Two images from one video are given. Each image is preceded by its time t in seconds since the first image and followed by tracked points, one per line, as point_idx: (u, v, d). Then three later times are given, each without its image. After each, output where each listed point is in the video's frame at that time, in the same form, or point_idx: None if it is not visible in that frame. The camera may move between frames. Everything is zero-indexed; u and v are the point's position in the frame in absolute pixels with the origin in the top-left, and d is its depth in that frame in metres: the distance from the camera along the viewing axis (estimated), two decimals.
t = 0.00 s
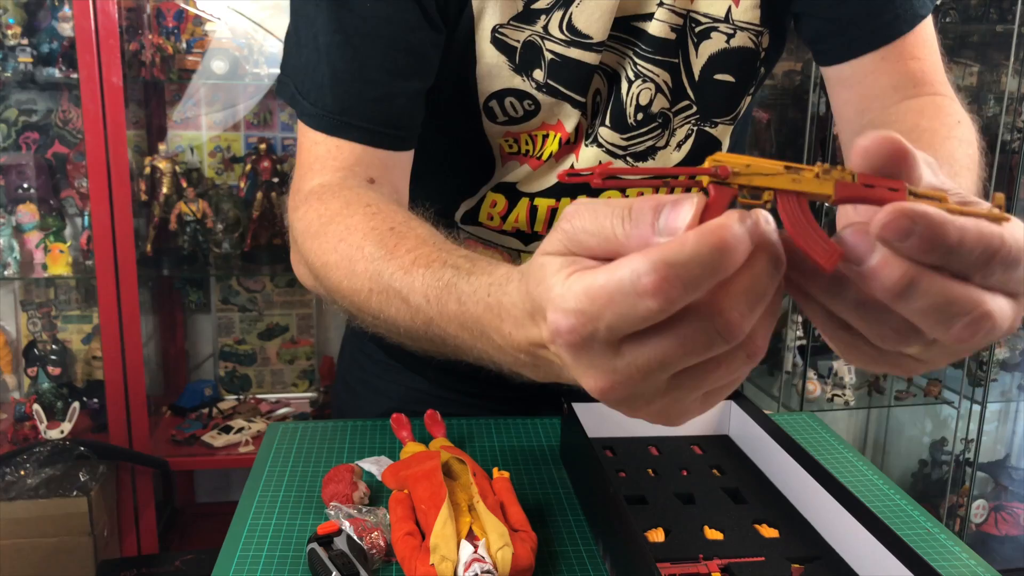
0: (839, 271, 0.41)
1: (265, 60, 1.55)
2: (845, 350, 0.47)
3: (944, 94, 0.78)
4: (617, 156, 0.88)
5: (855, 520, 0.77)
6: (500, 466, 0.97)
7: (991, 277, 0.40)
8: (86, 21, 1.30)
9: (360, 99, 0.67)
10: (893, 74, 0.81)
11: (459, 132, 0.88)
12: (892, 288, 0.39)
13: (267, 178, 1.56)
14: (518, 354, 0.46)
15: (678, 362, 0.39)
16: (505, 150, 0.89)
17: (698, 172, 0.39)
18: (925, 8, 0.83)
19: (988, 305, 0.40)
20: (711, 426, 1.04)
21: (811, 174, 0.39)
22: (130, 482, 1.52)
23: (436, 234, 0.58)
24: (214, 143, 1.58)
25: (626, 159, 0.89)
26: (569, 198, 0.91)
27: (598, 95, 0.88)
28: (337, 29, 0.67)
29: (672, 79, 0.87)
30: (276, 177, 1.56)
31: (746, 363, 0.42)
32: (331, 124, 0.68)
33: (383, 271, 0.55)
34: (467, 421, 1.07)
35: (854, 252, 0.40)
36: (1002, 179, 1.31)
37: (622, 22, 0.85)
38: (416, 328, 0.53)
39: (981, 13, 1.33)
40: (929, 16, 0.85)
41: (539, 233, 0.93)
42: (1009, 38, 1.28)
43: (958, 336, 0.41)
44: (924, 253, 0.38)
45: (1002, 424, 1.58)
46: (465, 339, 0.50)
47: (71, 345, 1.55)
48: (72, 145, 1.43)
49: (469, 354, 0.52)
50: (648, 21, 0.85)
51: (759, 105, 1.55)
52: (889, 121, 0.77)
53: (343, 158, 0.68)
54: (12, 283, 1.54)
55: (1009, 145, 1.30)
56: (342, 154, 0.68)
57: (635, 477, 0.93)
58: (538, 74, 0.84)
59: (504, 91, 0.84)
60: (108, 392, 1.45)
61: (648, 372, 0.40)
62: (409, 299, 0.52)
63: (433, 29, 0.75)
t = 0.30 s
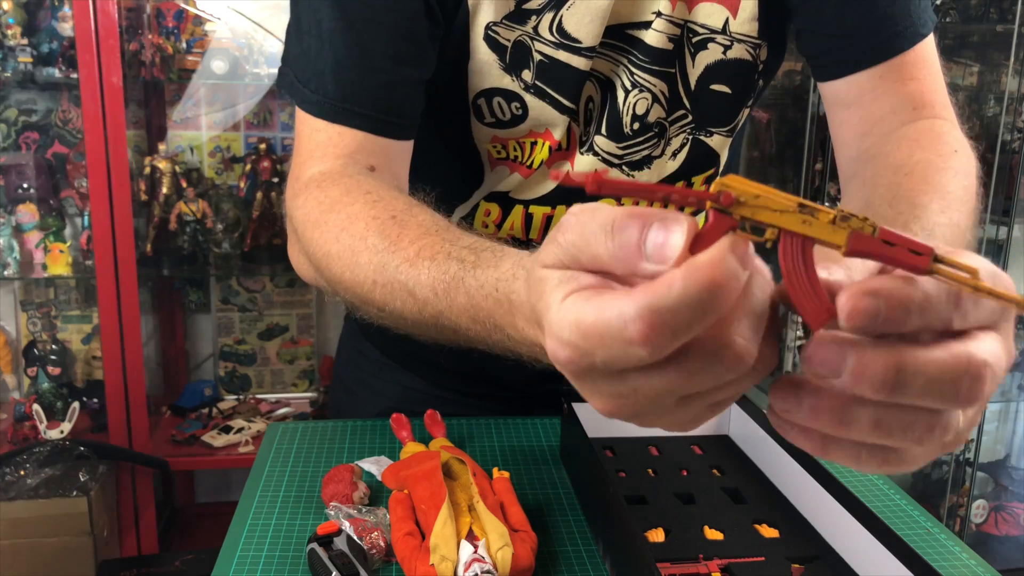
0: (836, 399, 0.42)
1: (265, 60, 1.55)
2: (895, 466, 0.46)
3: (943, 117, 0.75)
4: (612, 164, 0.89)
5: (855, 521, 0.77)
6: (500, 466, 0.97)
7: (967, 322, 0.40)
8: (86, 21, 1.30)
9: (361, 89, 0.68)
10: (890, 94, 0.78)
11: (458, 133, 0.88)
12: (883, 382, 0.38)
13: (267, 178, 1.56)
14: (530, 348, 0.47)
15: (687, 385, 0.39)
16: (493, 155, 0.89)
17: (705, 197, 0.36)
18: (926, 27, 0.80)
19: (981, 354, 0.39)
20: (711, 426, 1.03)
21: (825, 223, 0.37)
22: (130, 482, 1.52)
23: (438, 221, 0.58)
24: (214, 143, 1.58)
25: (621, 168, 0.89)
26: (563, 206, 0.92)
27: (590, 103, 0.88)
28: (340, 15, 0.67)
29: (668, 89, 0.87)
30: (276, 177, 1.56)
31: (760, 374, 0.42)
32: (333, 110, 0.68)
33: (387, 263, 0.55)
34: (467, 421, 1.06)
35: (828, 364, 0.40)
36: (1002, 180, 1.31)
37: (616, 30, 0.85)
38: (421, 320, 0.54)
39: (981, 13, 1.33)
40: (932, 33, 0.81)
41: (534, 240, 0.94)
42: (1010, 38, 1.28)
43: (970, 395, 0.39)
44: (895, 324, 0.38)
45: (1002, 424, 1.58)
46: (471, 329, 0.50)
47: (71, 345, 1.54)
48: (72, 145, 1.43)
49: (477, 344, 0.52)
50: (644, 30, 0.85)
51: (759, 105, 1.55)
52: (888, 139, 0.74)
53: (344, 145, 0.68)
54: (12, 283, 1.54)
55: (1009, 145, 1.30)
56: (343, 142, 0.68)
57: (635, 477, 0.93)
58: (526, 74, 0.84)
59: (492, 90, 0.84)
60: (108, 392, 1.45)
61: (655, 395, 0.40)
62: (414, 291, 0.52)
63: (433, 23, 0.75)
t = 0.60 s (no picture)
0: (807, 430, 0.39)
1: (265, 60, 1.55)
2: (869, 508, 0.44)
3: (939, 133, 0.74)
4: (608, 172, 0.88)
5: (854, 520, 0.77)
6: (500, 466, 0.97)
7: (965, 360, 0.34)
8: (86, 20, 1.30)
9: (359, 90, 0.68)
10: (883, 105, 0.78)
11: (457, 133, 0.88)
12: (849, 407, 0.35)
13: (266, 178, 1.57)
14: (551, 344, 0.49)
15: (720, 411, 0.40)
16: (486, 161, 0.89)
17: (704, 252, 0.35)
18: (922, 37, 0.80)
19: (963, 393, 0.34)
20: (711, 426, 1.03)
21: (827, 240, 0.35)
22: (130, 482, 1.52)
23: (439, 215, 0.58)
24: (214, 143, 1.58)
25: (617, 176, 0.89)
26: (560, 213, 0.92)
27: (585, 109, 0.88)
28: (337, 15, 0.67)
29: (664, 97, 0.87)
30: (275, 177, 1.57)
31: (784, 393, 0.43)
32: (330, 110, 0.68)
33: (395, 267, 0.54)
34: (466, 421, 1.06)
35: (804, 383, 0.35)
36: (1002, 180, 1.31)
37: (610, 37, 0.85)
38: (432, 319, 0.54)
39: (981, 13, 1.33)
40: (928, 43, 0.81)
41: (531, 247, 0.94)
42: (1010, 38, 1.28)
43: (941, 433, 0.35)
44: (872, 352, 0.34)
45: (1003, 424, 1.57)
46: (484, 323, 0.51)
47: (70, 345, 1.54)
48: (72, 145, 1.43)
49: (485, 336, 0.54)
50: (638, 36, 0.85)
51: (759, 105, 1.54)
52: (881, 159, 0.73)
53: (343, 146, 0.68)
54: (11, 283, 1.54)
55: (1009, 145, 1.30)
56: (342, 142, 0.68)
57: (635, 478, 0.92)
58: (519, 78, 0.84)
59: (485, 94, 0.84)
60: (108, 392, 1.44)
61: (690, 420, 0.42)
62: (424, 294, 0.53)
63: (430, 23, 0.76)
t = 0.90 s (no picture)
0: (813, 413, 0.43)
1: (264, 59, 1.54)
2: (865, 501, 0.47)
3: (938, 134, 0.72)
4: (608, 173, 0.88)
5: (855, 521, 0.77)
6: (500, 466, 0.96)
7: (975, 357, 0.40)
8: (85, 20, 1.29)
9: (351, 88, 0.67)
10: (881, 107, 0.77)
11: (456, 132, 0.87)
12: (853, 390, 0.39)
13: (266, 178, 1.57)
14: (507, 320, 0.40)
15: (567, 420, 0.40)
16: (485, 161, 0.89)
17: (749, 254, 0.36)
18: (923, 39, 0.79)
19: (967, 385, 0.40)
20: (711, 427, 1.03)
21: (887, 260, 0.37)
22: (129, 482, 1.51)
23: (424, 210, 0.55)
24: (214, 142, 1.57)
25: (617, 176, 0.88)
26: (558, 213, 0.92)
27: (584, 110, 0.87)
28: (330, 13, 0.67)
29: (664, 97, 0.87)
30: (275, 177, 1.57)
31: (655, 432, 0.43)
32: (318, 109, 0.68)
33: (364, 245, 0.47)
34: (465, 422, 1.06)
35: (805, 365, 0.40)
36: (1004, 180, 1.31)
37: (610, 37, 0.85)
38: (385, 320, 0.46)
39: (982, 13, 1.32)
40: (929, 43, 0.80)
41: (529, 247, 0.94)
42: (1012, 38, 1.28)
43: (946, 424, 0.40)
44: (889, 345, 0.38)
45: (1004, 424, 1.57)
46: (435, 323, 0.43)
47: (70, 345, 1.53)
48: (71, 145, 1.43)
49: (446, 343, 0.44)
50: (637, 36, 0.85)
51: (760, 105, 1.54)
52: (882, 160, 0.71)
53: (329, 142, 0.67)
54: (11, 283, 1.53)
55: (1011, 145, 1.29)
56: (329, 139, 0.67)
57: (635, 478, 0.92)
58: (517, 77, 0.83)
59: (483, 93, 0.84)
60: (107, 392, 1.44)
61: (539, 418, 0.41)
62: (389, 272, 0.44)
63: (423, 25, 0.75)
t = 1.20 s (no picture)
0: (816, 413, 0.42)
1: (263, 59, 1.55)
2: (882, 501, 0.46)
3: (946, 125, 0.72)
4: (606, 173, 0.88)
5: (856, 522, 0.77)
6: (500, 467, 0.96)
7: (976, 338, 0.40)
8: (85, 20, 1.29)
9: (341, 83, 0.69)
10: (888, 100, 0.76)
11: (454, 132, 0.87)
12: (852, 389, 0.39)
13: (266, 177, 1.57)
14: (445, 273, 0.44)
15: (472, 344, 0.40)
16: (483, 162, 0.87)
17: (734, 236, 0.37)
18: (928, 31, 0.79)
19: (974, 371, 0.40)
20: (711, 427, 1.03)
21: (873, 251, 0.38)
22: (129, 482, 1.51)
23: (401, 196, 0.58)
24: (213, 142, 1.57)
25: (615, 177, 0.88)
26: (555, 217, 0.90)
27: (582, 110, 0.87)
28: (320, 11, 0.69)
29: (661, 97, 0.87)
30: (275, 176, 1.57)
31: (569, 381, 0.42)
32: (307, 105, 0.69)
33: (337, 225, 0.53)
34: (466, 422, 1.06)
35: (802, 363, 0.41)
36: (1004, 179, 1.31)
37: (606, 37, 0.85)
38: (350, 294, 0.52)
39: (983, 12, 1.31)
40: (934, 35, 0.80)
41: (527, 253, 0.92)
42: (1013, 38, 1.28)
43: (958, 414, 0.40)
44: (883, 335, 0.38)
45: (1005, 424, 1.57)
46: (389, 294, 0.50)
47: (69, 345, 1.53)
48: (71, 145, 1.42)
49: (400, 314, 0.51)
50: (635, 36, 0.85)
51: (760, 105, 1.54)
52: (891, 153, 0.71)
53: (313, 138, 0.68)
54: (10, 283, 1.53)
55: (1011, 144, 1.30)
56: (316, 133, 0.68)
57: (635, 478, 0.92)
58: (513, 77, 0.83)
59: (480, 93, 0.84)
60: (107, 392, 1.44)
61: (445, 344, 0.42)
62: (357, 247, 0.50)
63: (417, 23, 0.78)
